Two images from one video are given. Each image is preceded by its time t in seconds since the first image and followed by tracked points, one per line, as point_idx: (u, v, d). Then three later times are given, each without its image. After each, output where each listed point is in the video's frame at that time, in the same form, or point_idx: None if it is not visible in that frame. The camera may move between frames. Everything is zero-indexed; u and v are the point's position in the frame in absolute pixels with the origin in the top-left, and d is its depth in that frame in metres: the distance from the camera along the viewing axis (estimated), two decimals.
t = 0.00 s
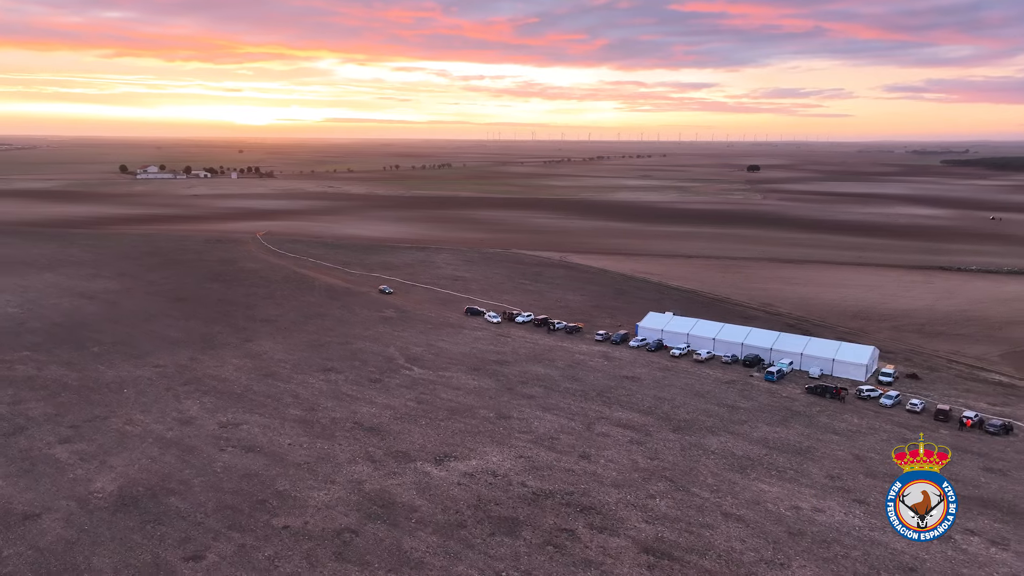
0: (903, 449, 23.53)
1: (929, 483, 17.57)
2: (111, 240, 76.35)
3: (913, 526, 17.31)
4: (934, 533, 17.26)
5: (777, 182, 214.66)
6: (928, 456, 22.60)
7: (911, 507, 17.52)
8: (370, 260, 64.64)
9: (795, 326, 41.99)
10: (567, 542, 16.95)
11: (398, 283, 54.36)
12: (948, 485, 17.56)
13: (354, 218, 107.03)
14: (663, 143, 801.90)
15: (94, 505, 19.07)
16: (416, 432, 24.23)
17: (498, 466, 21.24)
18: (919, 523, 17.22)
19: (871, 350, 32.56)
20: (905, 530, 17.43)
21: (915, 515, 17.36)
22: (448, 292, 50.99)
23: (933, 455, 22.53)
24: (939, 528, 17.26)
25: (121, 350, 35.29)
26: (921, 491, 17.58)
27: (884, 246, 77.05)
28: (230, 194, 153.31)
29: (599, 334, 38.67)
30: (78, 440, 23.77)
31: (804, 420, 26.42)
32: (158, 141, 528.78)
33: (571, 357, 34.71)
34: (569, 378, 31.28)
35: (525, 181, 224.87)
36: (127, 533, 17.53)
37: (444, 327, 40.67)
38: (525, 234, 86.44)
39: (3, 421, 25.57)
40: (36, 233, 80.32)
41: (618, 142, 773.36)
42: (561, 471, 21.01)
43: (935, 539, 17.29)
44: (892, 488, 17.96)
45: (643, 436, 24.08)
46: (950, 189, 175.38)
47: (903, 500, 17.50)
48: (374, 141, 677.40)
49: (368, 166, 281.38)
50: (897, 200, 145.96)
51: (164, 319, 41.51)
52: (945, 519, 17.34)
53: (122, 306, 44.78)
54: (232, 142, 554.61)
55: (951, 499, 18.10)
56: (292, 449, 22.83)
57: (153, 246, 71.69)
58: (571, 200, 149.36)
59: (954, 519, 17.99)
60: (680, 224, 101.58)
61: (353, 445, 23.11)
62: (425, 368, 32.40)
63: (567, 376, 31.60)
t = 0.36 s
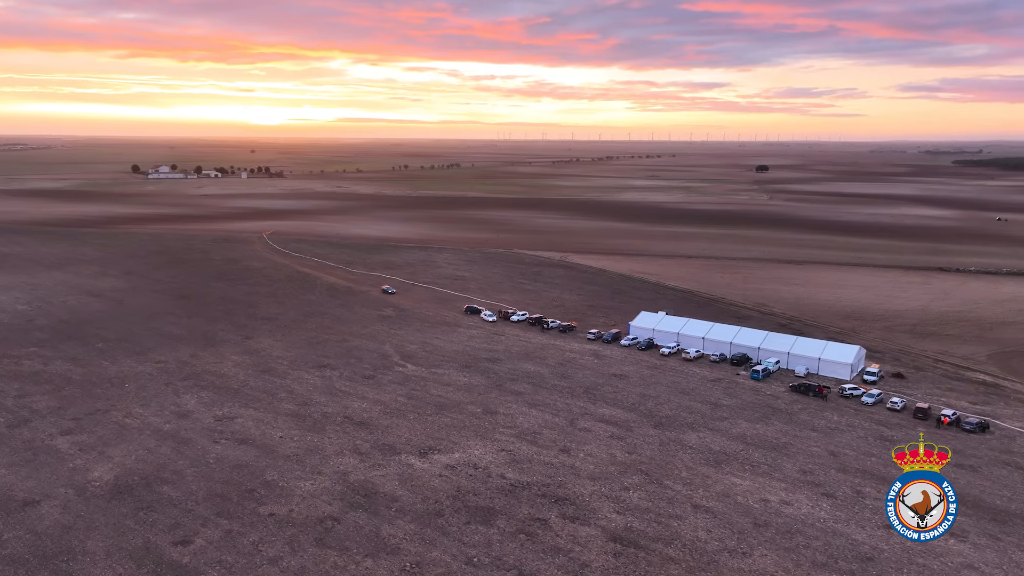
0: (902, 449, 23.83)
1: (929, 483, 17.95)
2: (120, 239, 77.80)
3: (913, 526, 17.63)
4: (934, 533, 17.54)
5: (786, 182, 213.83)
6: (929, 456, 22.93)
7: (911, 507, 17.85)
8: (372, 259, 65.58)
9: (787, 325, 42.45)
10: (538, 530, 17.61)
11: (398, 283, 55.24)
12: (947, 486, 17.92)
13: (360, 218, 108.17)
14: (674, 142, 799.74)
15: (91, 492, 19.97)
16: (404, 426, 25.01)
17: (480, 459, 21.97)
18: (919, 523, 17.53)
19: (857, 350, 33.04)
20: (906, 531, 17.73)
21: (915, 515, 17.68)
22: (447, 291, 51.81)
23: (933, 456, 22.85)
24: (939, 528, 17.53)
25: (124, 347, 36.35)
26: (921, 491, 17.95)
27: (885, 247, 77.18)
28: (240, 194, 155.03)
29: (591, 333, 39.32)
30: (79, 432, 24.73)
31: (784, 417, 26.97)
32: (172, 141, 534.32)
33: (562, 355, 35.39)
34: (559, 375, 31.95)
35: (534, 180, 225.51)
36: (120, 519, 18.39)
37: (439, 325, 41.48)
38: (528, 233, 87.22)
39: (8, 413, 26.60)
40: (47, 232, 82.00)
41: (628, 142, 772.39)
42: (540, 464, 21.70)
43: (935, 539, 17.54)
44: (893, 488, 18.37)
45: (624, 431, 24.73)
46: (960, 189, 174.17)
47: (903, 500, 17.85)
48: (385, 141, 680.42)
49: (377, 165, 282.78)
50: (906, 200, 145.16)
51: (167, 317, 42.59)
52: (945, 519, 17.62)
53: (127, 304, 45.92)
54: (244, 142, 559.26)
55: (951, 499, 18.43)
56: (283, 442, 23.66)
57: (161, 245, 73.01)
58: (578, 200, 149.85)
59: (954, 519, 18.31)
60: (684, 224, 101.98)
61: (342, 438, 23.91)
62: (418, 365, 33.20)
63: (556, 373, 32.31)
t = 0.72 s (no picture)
0: (902, 449, 24.25)
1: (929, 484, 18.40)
2: (130, 238, 79.20)
3: (913, 526, 18.01)
4: (934, 533, 17.93)
5: (795, 183, 213.30)
6: (928, 456, 23.37)
7: (911, 508, 18.28)
8: (375, 259, 66.50)
9: (780, 325, 42.89)
10: (513, 520, 18.34)
11: (400, 282, 56.07)
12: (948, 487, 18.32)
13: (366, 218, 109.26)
14: (686, 142, 797.60)
15: (89, 482, 20.88)
16: (394, 421, 25.78)
17: (463, 453, 22.70)
18: (919, 524, 17.93)
19: (844, 349, 33.50)
20: (905, 531, 18.10)
21: (915, 515, 18.11)
22: (447, 291, 52.60)
23: (933, 456, 23.30)
24: (939, 528, 17.96)
25: (129, 343, 37.38)
26: (921, 491, 18.41)
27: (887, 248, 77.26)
28: (249, 194, 156.66)
29: (585, 332, 39.94)
30: (80, 425, 25.68)
31: (766, 414, 27.52)
32: (185, 140, 539.31)
33: (554, 353, 36.05)
34: (549, 373, 32.61)
35: (542, 180, 226.26)
36: (116, 506, 19.27)
37: (436, 323, 42.25)
38: (531, 233, 87.97)
39: (15, 406, 27.62)
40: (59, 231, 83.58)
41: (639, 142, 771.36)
42: (522, 458, 22.40)
43: (934, 540, 17.90)
44: (893, 488, 18.84)
45: (606, 427, 25.38)
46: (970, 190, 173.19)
47: (903, 500, 18.31)
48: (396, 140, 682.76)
49: (387, 165, 284.27)
50: (914, 201, 144.63)
51: (172, 314, 43.64)
52: (944, 519, 18.06)
53: (134, 302, 47.03)
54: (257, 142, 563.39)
55: (951, 500, 18.84)
56: (275, 435, 24.49)
57: (169, 245, 74.29)
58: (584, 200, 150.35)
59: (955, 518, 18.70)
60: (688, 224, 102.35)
61: (333, 432, 24.73)
62: (413, 363, 33.99)
63: (546, 370, 32.98)
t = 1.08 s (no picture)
0: (902, 449, 24.52)
1: (928, 484, 18.62)
2: (140, 237, 80.66)
3: (913, 526, 18.24)
4: (934, 532, 18.16)
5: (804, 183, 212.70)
6: (929, 456, 23.65)
7: (911, 507, 18.50)
8: (378, 259, 67.46)
9: (773, 325, 43.35)
10: (490, 510, 19.07)
11: (401, 282, 56.94)
12: (946, 486, 18.57)
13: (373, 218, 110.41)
14: (697, 142, 795.90)
15: (88, 471, 21.80)
16: (384, 416, 26.56)
17: (448, 446, 23.44)
18: (919, 524, 18.15)
19: (832, 349, 33.93)
20: (905, 530, 18.35)
21: (915, 515, 18.34)
22: (446, 290, 53.42)
23: (932, 456, 23.52)
24: (939, 528, 18.16)
25: (133, 340, 38.45)
26: (921, 492, 18.65)
27: (889, 249, 77.31)
28: (259, 194, 158.39)
29: (579, 331, 40.58)
30: (82, 418, 26.63)
31: (748, 412, 28.08)
32: (199, 140, 545.33)
33: (547, 352, 36.72)
34: (540, 370, 33.31)
35: (551, 180, 226.93)
36: (112, 495, 20.16)
37: (433, 322, 43.05)
38: (535, 234, 88.73)
39: (21, 400, 28.65)
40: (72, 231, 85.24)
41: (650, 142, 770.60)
42: (504, 452, 23.09)
43: (935, 539, 18.13)
44: (893, 489, 19.06)
45: (590, 423, 26.05)
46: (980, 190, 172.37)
47: (903, 500, 18.53)
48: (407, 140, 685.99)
49: (396, 165, 285.89)
50: (922, 201, 144.16)
51: (177, 313, 44.69)
52: (944, 519, 18.28)
53: (140, 300, 48.18)
54: (269, 142, 568.35)
55: (951, 499, 19.06)
56: (268, 429, 25.33)
57: (177, 244, 75.63)
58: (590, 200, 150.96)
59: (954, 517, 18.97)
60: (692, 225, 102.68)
61: (323, 426, 25.56)
62: (407, 360, 34.78)
63: (537, 368, 33.67)
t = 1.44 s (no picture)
0: (903, 449, 24.70)
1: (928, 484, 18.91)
2: (149, 236, 82.09)
3: (913, 526, 18.46)
4: (934, 532, 18.37)
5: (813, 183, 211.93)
6: (929, 457, 23.81)
7: (911, 507, 18.75)
8: (381, 258, 68.35)
9: (766, 325, 43.77)
10: (469, 501, 19.81)
11: (402, 281, 57.78)
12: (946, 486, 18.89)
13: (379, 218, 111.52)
14: (708, 142, 793.74)
15: (87, 461, 22.74)
16: (375, 411, 27.35)
17: (434, 440, 24.19)
18: (919, 524, 18.38)
19: (820, 348, 34.38)
20: (906, 530, 18.55)
21: (915, 515, 18.57)
22: (446, 289, 54.20)
23: (933, 456, 23.76)
24: (939, 527, 18.40)
25: (138, 337, 39.52)
26: (921, 492, 18.92)
27: (891, 250, 77.24)
28: (269, 194, 160.01)
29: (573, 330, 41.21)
30: (85, 411, 27.63)
31: (732, 409, 28.62)
32: (212, 140, 550.27)
33: (540, 350, 37.39)
34: (531, 368, 34.00)
35: (560, 180, 227.42)
36: (109, 484, 21.08)
37: (431, 321, 43.84)
38: (538, 233, 89.41)
39: (28, 393, 29.71)
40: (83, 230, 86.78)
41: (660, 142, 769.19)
42: (487, 446, 23.81)
43: (935, 539, 18.34)
44: (893, 489, 19.31)
45: (574, 419, 26.73)
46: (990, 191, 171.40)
47: (903, 500, 18.79)
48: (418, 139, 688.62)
49: (406, 165, 287.31)
50: (931, 202, 143.46)
51: (181, 310, 45.74)
52: (944, 519, 18.54)
53: (147, 298, 49.33)
54: (281, 142, 572.58)
55: (950, 500, 19.35)
56: (262, 422, 26.20)
57: (185, 244, 76.92)
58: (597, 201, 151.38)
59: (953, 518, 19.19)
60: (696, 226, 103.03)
61: (316, 420, 26.40)
62: (402, 358, 35.57)
63: (528, 366, 34.36)
